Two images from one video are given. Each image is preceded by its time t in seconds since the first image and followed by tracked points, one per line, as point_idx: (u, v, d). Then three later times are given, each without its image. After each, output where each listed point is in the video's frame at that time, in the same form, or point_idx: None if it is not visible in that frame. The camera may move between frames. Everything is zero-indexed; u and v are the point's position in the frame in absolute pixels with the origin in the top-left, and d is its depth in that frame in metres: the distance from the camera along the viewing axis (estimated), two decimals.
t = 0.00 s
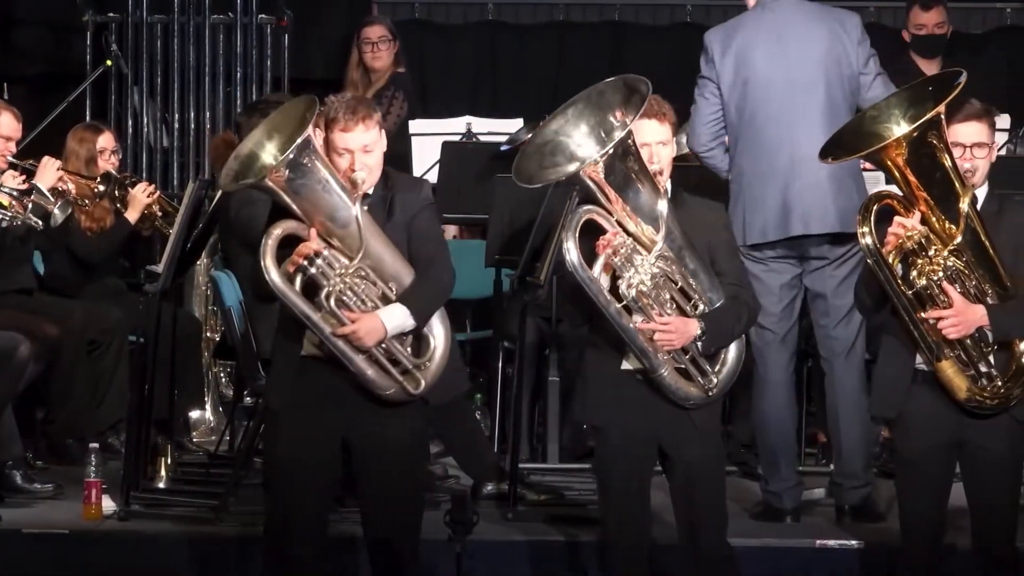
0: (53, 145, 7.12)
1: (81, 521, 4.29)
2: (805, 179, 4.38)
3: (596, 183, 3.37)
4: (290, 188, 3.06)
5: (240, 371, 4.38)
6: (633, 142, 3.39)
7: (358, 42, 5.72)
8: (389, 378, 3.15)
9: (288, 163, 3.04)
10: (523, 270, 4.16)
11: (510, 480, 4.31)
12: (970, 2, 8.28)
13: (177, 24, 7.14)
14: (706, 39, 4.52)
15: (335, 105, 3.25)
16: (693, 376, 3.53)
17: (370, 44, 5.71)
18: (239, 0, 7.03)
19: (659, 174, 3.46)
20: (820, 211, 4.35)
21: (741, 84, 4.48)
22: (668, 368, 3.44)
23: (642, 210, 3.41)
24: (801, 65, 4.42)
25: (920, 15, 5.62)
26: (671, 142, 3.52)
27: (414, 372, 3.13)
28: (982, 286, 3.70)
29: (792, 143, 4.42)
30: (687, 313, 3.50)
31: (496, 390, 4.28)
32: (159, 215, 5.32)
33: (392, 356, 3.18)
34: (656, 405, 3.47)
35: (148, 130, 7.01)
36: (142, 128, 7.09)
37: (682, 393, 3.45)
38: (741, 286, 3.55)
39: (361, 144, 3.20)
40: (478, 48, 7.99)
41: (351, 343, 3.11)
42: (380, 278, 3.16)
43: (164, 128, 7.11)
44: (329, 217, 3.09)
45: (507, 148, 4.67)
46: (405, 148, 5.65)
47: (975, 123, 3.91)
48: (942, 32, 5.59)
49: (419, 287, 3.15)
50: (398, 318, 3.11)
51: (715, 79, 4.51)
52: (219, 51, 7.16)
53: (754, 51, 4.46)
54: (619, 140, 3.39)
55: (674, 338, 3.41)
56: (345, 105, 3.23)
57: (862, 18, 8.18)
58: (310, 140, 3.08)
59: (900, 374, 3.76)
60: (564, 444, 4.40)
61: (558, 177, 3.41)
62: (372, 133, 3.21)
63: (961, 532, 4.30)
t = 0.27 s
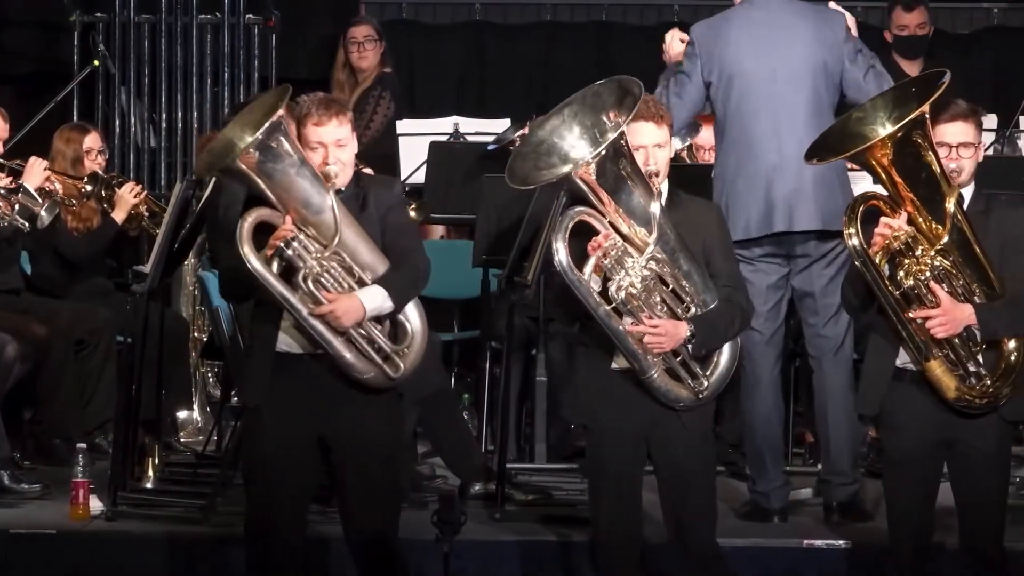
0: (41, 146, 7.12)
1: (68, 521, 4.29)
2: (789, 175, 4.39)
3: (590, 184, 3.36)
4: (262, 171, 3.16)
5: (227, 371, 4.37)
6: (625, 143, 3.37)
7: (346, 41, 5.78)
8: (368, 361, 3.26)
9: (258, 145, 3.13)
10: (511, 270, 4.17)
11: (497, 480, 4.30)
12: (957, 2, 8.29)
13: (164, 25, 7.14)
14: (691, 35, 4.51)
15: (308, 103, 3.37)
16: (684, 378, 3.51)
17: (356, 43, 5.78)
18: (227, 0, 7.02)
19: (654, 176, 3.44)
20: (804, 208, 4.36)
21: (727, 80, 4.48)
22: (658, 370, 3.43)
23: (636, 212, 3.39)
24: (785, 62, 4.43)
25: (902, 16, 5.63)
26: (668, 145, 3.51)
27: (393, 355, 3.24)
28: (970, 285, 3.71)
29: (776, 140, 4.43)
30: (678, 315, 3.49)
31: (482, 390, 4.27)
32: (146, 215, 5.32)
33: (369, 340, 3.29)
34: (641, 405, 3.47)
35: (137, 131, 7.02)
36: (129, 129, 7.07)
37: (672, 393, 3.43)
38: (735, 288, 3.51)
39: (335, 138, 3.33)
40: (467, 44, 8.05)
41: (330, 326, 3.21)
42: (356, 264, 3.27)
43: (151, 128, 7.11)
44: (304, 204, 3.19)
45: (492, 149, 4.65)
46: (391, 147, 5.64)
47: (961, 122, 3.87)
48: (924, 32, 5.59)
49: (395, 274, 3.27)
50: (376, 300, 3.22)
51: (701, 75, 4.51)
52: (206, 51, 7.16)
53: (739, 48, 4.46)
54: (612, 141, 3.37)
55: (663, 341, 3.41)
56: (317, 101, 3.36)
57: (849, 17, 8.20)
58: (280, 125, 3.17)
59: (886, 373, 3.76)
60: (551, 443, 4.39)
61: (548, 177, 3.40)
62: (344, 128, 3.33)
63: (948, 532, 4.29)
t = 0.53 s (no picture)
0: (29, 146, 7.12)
1: (56, 521, 4.29)
2: (778, 178, 4.40)
3: (581, 170, 3.46)
4: (241, 178, 3.30)
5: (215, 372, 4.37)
6: (616, 129, 3.48)
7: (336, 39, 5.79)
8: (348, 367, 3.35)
9: (236, 153, 3.27)
10: (498, 270, 4.19)
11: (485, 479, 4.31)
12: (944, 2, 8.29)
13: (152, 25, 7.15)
14: (681, 37, 4.51)
15: (282, 116, 3.53)
16: (682, 376, 3.52)
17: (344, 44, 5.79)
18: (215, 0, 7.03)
19: (659, 176, 3.51)
20: (793, 211, 4.37)
21: (716, 82, 4.48)
22: (655, 365, 3.45)
23: (635, 207, 3.46)
24: (775, 65, 4.44)
25: (891, 16, 5.70)
26: (677, 145, 3.56)
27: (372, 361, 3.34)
28: (957, 285, 3.72)
29: (765, 142, 4.43)
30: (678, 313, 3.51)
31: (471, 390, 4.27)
32: (134, 215, 5.27)
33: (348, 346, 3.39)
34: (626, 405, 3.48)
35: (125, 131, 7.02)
36: (117, 129, 7.07)
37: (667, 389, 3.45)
38: (738, 289, 3.54)
39: (308, 148, 3.49)
40: (452, 47, 8.03)
41: (309, 332, 3.31)
42: (335, 272, 3.37)
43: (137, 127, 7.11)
44: (282, 211, 3.31)
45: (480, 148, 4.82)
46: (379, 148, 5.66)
47: (948, 122, 3.87)
48: (912, 32, 5.66)
49: (373, 282, 3.38)
50: (355, 307, 3.32)
51: (691, 77, 4.50)
52: (194, 50, 7.17)
53: (728, 50, 4.47)
54: (603, 127, 3.47)
55: (656, 331, 3.41)
56: (291, 114, 3.52)
57: (837, 17, 8.21)
58: (258, 133, 3.30)
59: (873, 373, 3.76)
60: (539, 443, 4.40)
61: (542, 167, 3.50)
62: (316, 139, 3.50)
63: (935, 532, 4.30)
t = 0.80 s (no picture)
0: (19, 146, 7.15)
1: (47, 520, 4.28)
2: (776, 178, 4.42)
3: (577, 158, 3.56)
4: (227, 174, 3.30)
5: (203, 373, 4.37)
6: (615, 120, 3.57)
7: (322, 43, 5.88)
8: (334, 362, 3.37)
9: (224, 149, 3.28)
10: (488, 270, 4.20)
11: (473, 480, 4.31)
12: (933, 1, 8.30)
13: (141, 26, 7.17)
14: (679, 35, 4.50)
15: (265, 108, 3.55)
16: (677, 375, 3.58)
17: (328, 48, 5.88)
18: (204, 1, 7.03)
19: (662, 179, 3.59)
20: (791, 211, 4.40)
21: (714, 83, 4.49)
22: (647, 361, 3.52)
23: (635, 202, 3.54)
24: (773, 65, 4.45)
25: (884, 15, 5.70)
26: (682, 147, 3.62)
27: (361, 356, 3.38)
28: (945, 284, 3.72)
29: (762, 142, 4.45)
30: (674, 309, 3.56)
31: (461, 389, 4.27)
32: (123, 216, 5.24)
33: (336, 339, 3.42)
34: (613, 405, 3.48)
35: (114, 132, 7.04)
36: (105, 130, 7.09)
37: (660, 386, 3.52)
38: (736, 291, 3.59)
39: (292, 141, 3.52)
40: (442, 46, 8.05)
41: (298, 326, 3.33)
42: (322, 266, 3.40)
43: (125, 127, 7.13)
44: (268, 205, 3.33)
45: (470, 149, 4.83)
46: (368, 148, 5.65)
47: (937, 121, 3.86)
48: (905, 32, 5.68)
49: (359, 275, 3.41)
50: (344, 301, 3.36)
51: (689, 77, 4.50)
52: (182, 51, 7.19)
53: (727, 49, 4.47)
54: (602, 117, 3.57)
55: (649, 326, 3.47)
56: (274, 106, 3.55)
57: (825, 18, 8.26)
58: (244, 129, 3.32)
59: (862, 373, 3.76)
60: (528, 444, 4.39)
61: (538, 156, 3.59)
62: (300, 132, 3.53)
63: (924, 532, 4.30)
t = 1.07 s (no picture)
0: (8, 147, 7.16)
1: (34, 520, 4.26)
2: (771, 178, 4.44)
3: (569, 157, 3.54)
4: (219, 171, 3.30)
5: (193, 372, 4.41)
6: (609, 117, 3.56)
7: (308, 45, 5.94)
8: (320, 362, 3.39)
9: (217, 146, 3.27)
10: (476, 270, 4.21)
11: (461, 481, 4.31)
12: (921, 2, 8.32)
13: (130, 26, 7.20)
14: (675, 35, 4.52)
15: (253, 99, 3.53)
16: (665, 376, 3.59)
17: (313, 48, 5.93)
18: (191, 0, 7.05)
19: (658, 180, 3.56)
20: (785, 211, 4.42)
21: (708, 82, 4.51)
22: (637, 361, 3.52)
23: (629, 203, 3.52)
24: (769, 64, 4.46)
25: (874, 16, 5.71)
26: (678, 149, 3.59)
27: (342, 358, 3.39)
28: (932, 284, 3.73)
29: (758, 142, 4.46)
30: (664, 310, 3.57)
31: (448, 389, 4.26)
32: (111, 215, 5.17)
33: (321, 337, 3.44)
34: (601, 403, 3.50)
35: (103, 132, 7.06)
36: (92, 130, 7.11)
37: (649, 386, 3.53)
38: (728, 292, 3.61)
39: (280, 135, 3.51)
40: (430, 46, 8.08)
41: (281, 325, 3.33)
42: (309, 265, 3.42)
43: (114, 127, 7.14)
44: (256, 200, 3.32)
45: (458, 148, 4.84)
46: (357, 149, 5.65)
47: (924, 122, 3.87)
48: (895, 32, 5.67)
49: (343, 274, 3.43)
50: (330, 300, 3.38)
51: (683, 77, 4.52)
52: (171, 51, 7.21)
53: (722, 49, 4.49)
54: (594, 114, 3.55)
55: (638, 325, 3.47)
56: (263, 98, 3.53)
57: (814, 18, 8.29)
58: (238, 126, 3.31)
59: (850, 375, 3.76)
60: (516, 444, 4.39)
61: (529, 154, 3.57)
62: (289, 125, 3.53)
63: (913, 532, 4.30)
